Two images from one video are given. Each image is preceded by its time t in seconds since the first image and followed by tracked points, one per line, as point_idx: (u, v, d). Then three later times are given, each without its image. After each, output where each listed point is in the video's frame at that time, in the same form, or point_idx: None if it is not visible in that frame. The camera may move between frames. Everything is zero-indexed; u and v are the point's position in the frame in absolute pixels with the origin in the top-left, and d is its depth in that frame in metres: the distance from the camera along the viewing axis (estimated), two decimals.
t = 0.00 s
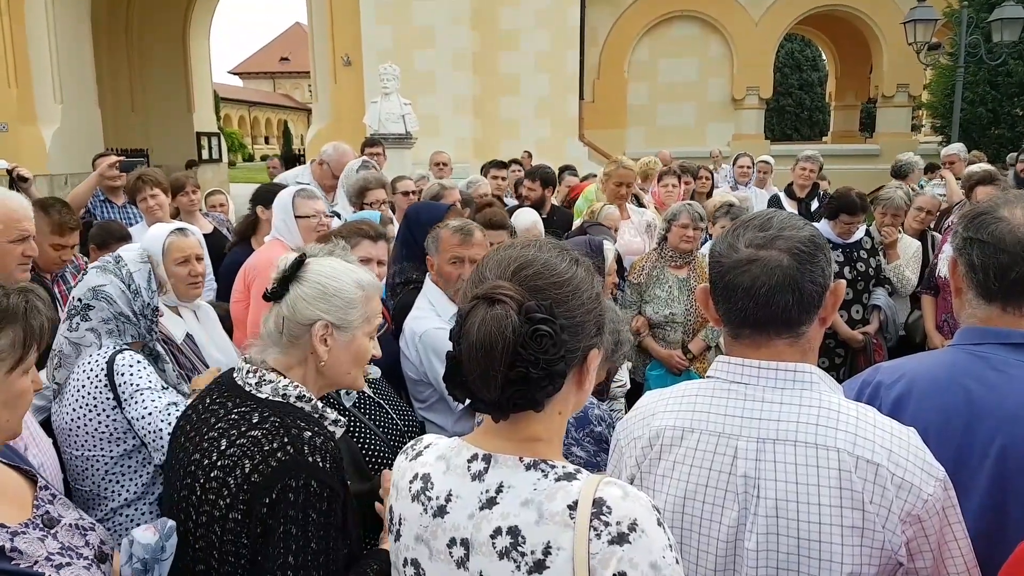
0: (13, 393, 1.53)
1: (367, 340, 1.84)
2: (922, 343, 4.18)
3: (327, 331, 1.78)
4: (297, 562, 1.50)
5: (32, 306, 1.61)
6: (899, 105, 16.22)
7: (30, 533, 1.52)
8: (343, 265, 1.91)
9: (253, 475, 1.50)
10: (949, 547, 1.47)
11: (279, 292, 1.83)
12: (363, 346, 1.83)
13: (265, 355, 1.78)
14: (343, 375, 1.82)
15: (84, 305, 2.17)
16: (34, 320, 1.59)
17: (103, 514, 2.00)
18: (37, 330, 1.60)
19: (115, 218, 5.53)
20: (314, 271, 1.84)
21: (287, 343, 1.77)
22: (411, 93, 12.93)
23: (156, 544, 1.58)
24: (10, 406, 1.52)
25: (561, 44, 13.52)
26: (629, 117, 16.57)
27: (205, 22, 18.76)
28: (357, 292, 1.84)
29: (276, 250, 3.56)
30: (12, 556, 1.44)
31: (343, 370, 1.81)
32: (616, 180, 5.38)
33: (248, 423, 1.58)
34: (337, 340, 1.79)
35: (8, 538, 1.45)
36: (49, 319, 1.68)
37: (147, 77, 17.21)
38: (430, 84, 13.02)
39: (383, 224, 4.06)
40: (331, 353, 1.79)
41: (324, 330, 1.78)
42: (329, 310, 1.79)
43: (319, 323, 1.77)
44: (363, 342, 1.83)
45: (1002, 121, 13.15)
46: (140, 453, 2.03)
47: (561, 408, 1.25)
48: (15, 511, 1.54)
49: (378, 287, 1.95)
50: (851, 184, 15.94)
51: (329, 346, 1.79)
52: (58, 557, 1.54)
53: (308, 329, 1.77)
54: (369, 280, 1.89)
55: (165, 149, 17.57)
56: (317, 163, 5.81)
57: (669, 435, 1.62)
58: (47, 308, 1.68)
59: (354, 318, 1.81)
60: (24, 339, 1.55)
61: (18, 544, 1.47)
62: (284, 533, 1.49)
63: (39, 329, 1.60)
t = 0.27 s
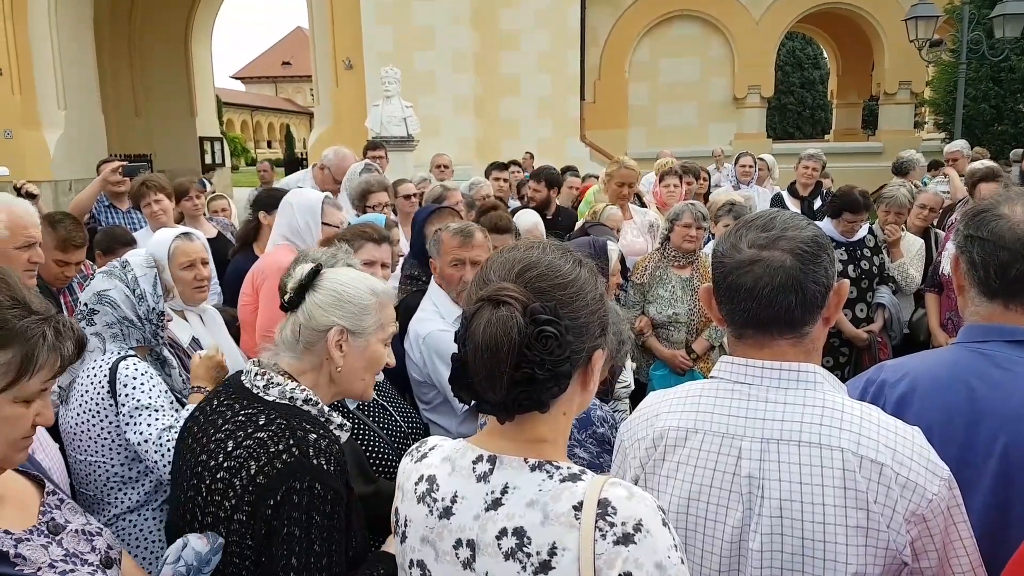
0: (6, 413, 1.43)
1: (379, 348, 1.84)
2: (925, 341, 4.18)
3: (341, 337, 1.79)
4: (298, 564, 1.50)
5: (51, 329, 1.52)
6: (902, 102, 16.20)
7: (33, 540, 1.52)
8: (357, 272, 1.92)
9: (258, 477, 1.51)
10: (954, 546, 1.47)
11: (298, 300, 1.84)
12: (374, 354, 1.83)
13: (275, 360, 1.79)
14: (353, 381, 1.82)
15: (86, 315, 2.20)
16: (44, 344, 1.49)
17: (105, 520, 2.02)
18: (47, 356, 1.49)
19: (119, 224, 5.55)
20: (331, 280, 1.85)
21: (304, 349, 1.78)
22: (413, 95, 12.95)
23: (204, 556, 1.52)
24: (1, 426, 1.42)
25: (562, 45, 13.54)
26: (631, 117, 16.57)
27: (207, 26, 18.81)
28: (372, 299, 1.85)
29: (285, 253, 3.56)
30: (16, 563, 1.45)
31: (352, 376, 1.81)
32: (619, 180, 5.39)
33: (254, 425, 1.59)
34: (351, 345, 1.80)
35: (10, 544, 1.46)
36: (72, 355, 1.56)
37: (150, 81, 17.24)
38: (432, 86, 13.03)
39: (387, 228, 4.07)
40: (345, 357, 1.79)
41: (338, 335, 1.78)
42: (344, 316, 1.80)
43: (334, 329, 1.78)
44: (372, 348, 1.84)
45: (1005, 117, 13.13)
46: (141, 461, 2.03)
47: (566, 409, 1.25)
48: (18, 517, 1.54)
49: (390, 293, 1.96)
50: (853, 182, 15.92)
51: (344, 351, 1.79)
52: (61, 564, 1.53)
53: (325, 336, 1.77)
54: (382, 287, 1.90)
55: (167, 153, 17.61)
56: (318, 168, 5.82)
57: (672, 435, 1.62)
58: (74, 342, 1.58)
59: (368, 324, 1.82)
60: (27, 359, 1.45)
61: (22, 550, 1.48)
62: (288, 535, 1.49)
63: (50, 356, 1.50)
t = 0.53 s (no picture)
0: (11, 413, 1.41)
1: (375, 342, 1.85)
2: (924, 344, 4.19)
3: (337, 333, 1.80)
4: (298, 560, 1.51)
5: (57, 332, 1.49)
6: (903, 105, 16.18)
7: (33, 537, 1.52)
8: (352, 267, 1.93)
9: (259, 474, 1.52)
10: (949, 546, 1.48)
11: (290, 300, 1.84)
12: (370, 351, 1.84)
13: (274, 356, 1.80)
14: (352, 379, 1.83)
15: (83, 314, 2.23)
16: (49, 347, 1.46)
17: (102, 515, 2.03)
18: (52, 358, 1.46)
19: (121, 222, 5.56)
20: (323, 277, 1.85)
21: (300, 348, 1.79)
22: (415, 94, 12.96)
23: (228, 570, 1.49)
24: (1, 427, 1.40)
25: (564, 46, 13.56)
26: (632, 118, 16.58)
27: (209, 24, 18.83)
28: (364, 292, 1.86)
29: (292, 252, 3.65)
30: (13, 560, 1.46)
31: (352, 374, 1.82)
32: (621, 181, 5.40)
33: (255, 422, 1.60)
34: (347, 341, 1.81)
35: (9, 540, 1.47)
36: (78, 358, 1.53)
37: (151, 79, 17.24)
38: (434, 86, 13.05)
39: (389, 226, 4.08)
40: (342, 354, 1.80)
41: (334, 332, 1.79)
42: (337, 312, 1.81)
43: (329, 326, 1.79)
44: (371, 346, 1.85)
45: (1006, 121, 13.14)
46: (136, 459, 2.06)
47: (567, 407, 1.26)
48: (18, 514, 1.54)
49: (385, 286, 1.96)
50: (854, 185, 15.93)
51: (341, 348, 1.80)
52: (61, 562, 1.53)
53: (319, 333, 1.78)
54: (374, 279, 1.91)
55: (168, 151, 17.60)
56: (318, 167, 5.82)
57: (670, 435, 1.63)
58: (82, 345, 1.55)
59: (362, 318, 1.83)
60: (31, 361, 1.42)
61: (20, 547, 1.48)
62: (288, 531, 1.50)
63: (56, 358, 1.47)
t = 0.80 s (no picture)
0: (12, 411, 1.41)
1: (373, 342, 1.86)
2: (922, 343, 4.21)
3: (333, 334, 1.80)
4: (299, 556, 1.52)
5: (60, 331, 1.49)
6: (901, 105, 16.20)
7: (34, 533, 1.52)
8: (352, 265, 1.93)
9: (261, 469, 1.53)
10: (946, 542, 1.49)
11: (288, 297, 1.86)
12: (367, 351, 1.85)
13: (273, 353, 1.81)
14: (351, 376, 1.84)
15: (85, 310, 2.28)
16: (51, 346, 1.46)
17: (100, 513, 2.04)
18: (53, 358, 1.46)
19: (121, 220, 5.56)
20: (322, 277, 1.86)
21: (296, 347, 1.80)
22: (413, 92, 12.96)
23: None
24: (1, 426, 1.41)
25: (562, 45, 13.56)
26: (631, 117, 16.59)
27: (207, 22, 18.80)
28: (362, 293, 1.86)
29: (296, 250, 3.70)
30: (13, 557, 1.44)
31: (350, 371, 1.83)
32: (620, 179, 5.41)
33: (257, 419, 1.61)
34: (344, 341, 1.82)
35: (8, 537, 1.45)
36: (80, 358, 1.54)
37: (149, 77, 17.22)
38: (432, 84, 13.05)
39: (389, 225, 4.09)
40: (339, 353, 1.81)
41: (330, 332, 1.80)
42: (333, 313, 1.81)
43: (325, 327, 1.80)
44: (369, 345, 1.85)
45: (1004, 120, 13.17)
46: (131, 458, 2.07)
47: (568, 403, 1.27)
48: (20, 510, 1.54)
49: (383, 284, 1.96)
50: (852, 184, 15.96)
51: (338, 348, 1.81)
52: (62, 559, 1.53)
53: (316, 333, 1.79)
54: (371, 278, 1.90)
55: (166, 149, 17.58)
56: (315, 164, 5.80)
57: (668, 431, 1.64)
58: (84, 345, 1.55)
59: (359, 319, 1.83)
60: (33, 360, 1.43)
61: (20, 544, 1.47)
62: (290, 526, 1.51)
63: (57, 358, 1.47)
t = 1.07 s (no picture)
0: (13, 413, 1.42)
1: (373, 345, 1.86)
2: (921, 345, 4.21)
3: (333, 338, 1.81)
4: (299, 556, 1.52)
5: (61, 333, 1.50)
6: (901, 107, 16.21)
7: (35, 533, 1.52)
8: (356, 268, 1.93)
9: (262, 470, 1.53)
10: (944, 543, 1.49)
11: (292, 296, 1.85)
12: (368, 354, 1.86)
13: (274, 354, 1.82)
14: (350, 378, 1.85)
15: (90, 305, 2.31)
16: (50, 349, 1.46)
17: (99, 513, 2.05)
18: (53, 360, 1.47)
19: (122, 220, 5.57)
20: (327, 279, 1.85)
21: (296, 347, 1.80)
22: (414, 93, 12.97)
23: None
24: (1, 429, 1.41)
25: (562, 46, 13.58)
26: (631, 118, 16.60)
27: (208, 22, 18.82)
28: (365, 298, 1.86)
29: (304, 248, 3.73)
30: (14, 556, 1.45)
31: (349, 373, 1.84)
32: (621, 180, 5.42)
33: (257, 419, 1.61)
34: (344, 345, 1.82)
35: (10, 537, 1.46)
36: (81, 361, 1.54)
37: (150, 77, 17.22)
38: (433, 85, 13.06)
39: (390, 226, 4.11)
40: (338, 357, 1.82)
41: (330, 337, 1.81)
42: (334, 317, 1.81)
43: (326, 330, 1.80)
44: (370, 349, 1.86)
45: (1004, 123, 13.19)
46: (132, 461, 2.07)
47: (569, 403, 1.28)
48: (23, 510, 1.55)
49: (385, 287, 1.96)
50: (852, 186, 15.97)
51: (337, 351, 1.82)
52: (63, 559, 1.53)
53: (316, 336, 1.80)
54: (376, 284, 1.90)
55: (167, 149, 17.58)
56: (316, 164, 5.81)
57: (666, 433, 1.65)
58: (85, 348, 1.56)
59: (360, 324, 1.84)
60: (32, 363, 1.43)
61: (21, 543, 1.48)
62: (290, 527, 1.51)
63: (56, 361, 1.47)
